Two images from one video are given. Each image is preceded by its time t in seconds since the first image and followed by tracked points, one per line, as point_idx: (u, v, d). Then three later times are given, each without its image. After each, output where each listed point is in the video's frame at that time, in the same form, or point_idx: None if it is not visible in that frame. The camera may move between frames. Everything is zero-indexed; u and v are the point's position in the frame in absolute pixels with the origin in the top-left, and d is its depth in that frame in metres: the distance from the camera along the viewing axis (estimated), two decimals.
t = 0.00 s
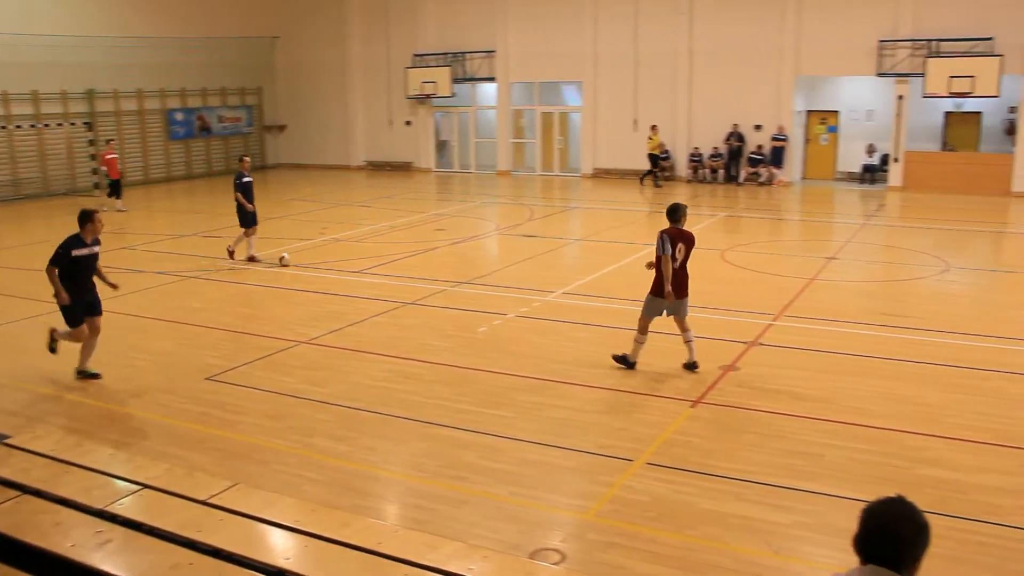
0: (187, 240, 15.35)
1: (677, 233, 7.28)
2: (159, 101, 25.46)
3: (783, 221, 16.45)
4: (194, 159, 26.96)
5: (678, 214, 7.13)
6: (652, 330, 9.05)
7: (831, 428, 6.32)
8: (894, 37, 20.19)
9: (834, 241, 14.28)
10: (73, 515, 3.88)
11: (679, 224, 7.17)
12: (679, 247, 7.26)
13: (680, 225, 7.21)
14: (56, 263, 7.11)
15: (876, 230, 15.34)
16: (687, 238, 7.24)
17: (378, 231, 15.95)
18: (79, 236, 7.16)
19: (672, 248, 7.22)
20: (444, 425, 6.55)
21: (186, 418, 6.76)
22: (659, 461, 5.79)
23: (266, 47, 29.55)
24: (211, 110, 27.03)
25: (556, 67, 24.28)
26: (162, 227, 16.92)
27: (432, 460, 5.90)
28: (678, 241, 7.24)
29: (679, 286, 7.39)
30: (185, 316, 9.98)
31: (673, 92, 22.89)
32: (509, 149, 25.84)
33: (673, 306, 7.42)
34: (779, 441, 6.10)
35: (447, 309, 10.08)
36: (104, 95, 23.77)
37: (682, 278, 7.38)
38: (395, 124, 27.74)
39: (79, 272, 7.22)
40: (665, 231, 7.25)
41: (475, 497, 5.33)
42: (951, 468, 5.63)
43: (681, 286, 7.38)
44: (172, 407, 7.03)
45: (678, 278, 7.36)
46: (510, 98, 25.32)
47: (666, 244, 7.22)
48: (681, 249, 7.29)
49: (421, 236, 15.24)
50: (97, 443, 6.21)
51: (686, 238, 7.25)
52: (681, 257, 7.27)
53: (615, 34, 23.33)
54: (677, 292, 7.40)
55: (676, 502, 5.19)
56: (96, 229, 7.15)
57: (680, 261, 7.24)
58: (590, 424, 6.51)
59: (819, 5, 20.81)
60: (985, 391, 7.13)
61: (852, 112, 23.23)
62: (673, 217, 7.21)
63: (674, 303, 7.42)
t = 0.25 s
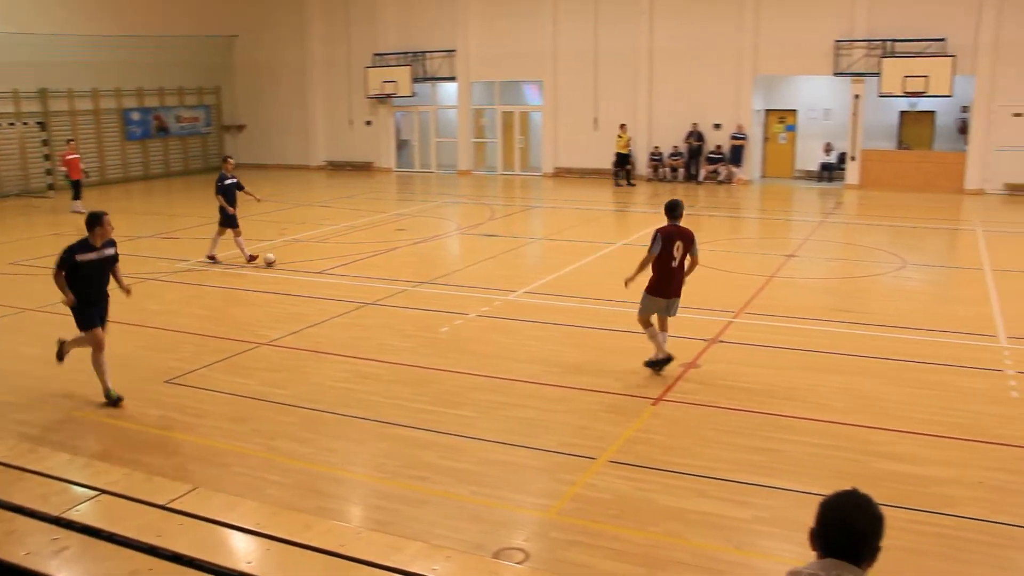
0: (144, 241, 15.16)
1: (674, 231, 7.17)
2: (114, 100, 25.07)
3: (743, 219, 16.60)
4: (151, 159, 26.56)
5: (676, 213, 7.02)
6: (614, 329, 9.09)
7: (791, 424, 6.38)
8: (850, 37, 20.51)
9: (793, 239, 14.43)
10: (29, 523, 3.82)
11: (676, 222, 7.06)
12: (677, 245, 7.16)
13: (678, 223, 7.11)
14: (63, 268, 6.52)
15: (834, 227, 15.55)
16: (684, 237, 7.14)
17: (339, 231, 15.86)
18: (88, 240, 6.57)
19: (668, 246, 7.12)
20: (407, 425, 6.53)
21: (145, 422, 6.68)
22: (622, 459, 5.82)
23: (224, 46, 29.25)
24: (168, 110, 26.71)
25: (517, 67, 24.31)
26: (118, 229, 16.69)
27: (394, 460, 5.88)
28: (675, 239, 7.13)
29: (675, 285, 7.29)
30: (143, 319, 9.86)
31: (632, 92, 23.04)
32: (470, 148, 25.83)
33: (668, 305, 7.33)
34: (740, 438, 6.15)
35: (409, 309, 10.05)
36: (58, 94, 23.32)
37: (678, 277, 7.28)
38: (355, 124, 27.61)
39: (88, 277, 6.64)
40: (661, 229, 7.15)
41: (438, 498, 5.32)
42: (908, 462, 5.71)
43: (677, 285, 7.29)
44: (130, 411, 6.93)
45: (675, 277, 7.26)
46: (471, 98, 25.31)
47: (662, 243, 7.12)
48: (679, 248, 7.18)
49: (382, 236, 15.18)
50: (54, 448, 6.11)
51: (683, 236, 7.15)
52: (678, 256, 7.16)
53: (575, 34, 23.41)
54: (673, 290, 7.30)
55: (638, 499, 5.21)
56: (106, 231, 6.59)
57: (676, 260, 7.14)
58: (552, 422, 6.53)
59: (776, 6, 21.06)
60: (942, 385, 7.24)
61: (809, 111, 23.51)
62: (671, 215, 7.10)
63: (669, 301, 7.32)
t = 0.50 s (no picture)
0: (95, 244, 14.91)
1: (667, 235, 7.07)
2: (64, 100, 24.24)
3: (698, 218, 16.74)
4: (103, 160, 25.61)
5: (670, 217, 6.92)
6: (571, 327, 9.12)
7: (746, 420, 6.45)
8: (803, 37, 20.77)
9: (748, 237, 14.59)
10: None
11: (671, 226, 6.95)
12: (671, 250, 7.05)
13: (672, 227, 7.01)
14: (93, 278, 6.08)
15: (789, 225, 15.73)
16: (679, 240, 7.04)
17: (294, 232, 15.73)
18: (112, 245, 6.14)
19: (663, 250, 7.02)
20: (364, 426, 6.50)
21: (97, 427, 6.58)
22: (580, 457, 5.84)
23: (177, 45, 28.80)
24: (120, 110, 25.93)
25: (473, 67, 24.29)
26: (68, 232, 16.40)
27: (352, 462, 5.85)
28: (670, 244, 7.03)
29: (670, 290, 7.17)
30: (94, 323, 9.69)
31: (589, 92, 23.11)
32: (427, 148, 25.76)
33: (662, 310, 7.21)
34: (696, 434, 6.21)
35: (366, 310, 10.01)
36: (3, 94, 22.22)
37: (673, 282, 7.16)
38: (311, 124, 27.39)
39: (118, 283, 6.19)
40: (655, 232, 7.04)
41: (397, 498, 5.30)
42: (860, 455, 5.80)
43: (672, 290, 7.17)
44: (82, 416, 6.82)
45: (670, 281, 7.15)
46: (427, 97, 25.23)
47: (657, 247, 7.00)
48: (673, 253, 7.07)
49: (337, 237, 15.08)
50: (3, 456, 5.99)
51: (677, 240, 7.05)
52: (673, 261, 7.06)
53: (531, 34, 23.44)
54: (668, 296, 7.18)
55: (597, 497, 5.24)
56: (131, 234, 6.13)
57: (672, 265, 7.03)
58: (510, 421, 6.54)
59: (731, 6, 21.25)
60: (892, 379, 7.36)
61: (764, 110, 23.76)
62: (665, 219, 7.00)
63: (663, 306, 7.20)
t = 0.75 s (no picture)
0: (46, 246, 14.67)
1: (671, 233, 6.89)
2: (11, 100, 23.86)
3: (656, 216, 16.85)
4: (54, 162, 25.26)
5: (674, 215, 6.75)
6: (530, 326, 9.13)
7: (704, 417, 6.50)
8: (757, 37, 21.00)
9: (705, 235, 14.71)
10: None
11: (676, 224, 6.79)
12: (677, 248, 6.89)
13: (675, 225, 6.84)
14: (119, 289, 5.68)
15: (746, 223, 15.89)
16: (683, 237, 6.88)
17: (250, 233, 15.60)
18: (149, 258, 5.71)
19: (670, 251, 6.84)
20: (323, 428, 6.46)
21: (50, 433, 6.46)
22: (540, 456, 5.85)
23: (128, 44, 28.43)
24: (71, 110, 25.59)
25: (430, 66, 24.25)
26: (19, 234, 16.12)
27: (311, 464, 5.81)
28: (675, 243, 6.86)
29: (677, 286, 7.04)
30: (46, 327, 9.54)
31: (546, 92, 23.17)
32: (384, 148, 25.67)
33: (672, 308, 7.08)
34: (656, 431, 6.25)
35: (324, 311, 9.94)
36: None
37: (680, 279, 7.03)
38: (266, 123, 27.16)
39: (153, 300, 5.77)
40: (659, 233, 6.85)
41: (357, 500, 5.28)
42: (816, 450, 5.87)
43: (680, 286, 7.03)
44: (34, 422, 6.70)
45: (676, 279, 7.00)
46: (383, 97, 25.14)
47: (663, 248, 6.83)
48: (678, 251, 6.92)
49: (295, 238, 14.97)
50: None
51: (681, 237, 6.89)
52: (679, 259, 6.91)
53: (487, 34, 23.45)
54: (676, 293, 7.05)
55: (558, 495, 5.25)
56: (169, 251, 5.68)
57: (680, 263, 6.89)
58: (469, 421, 6.53)
59: (686, 7, 21.42)
60: (847, 375, 7.46)
61: (719, 109, 23.97)
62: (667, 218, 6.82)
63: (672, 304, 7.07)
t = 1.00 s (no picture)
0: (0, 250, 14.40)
1: (667, 232, 6.87)
2: None
3: (617, 216, 16.92)
4: (8, 163, 24.38)
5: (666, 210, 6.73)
6: (493, 326, 9.13)
7: (667, 415, 6.54)
8: (717, 37, 21.16)
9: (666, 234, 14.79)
10: None
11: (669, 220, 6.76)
12: (674, 245, 6.84)
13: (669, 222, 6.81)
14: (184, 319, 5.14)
15: (706, 221, 16.01)
16: (678, 234, 6.83)
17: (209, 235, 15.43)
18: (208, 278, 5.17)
19: (663, 247, 6.81)
20: (286, 430, 6.41)
21: (5, 440, 6.34)
22: (504, 455, 5.85)
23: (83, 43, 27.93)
24: (25, 110, 24.85)
25: (391, 66, 24.16)
26: None
27: (274, 467, 5.77)
28: (670, 239, 6.82)
29: (681, 285, 6.93)
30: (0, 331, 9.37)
31: (508, 92, 23.17)
32: (345, 148, 25.52)
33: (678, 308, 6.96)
34: (619, 429, 6.27)
35: (285, 313, 9.87)
36: None
37: (683, 278, 6.93)
38: (226, 124, 26.89)
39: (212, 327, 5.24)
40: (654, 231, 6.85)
41: (321, 502, 5.25)
42: (778, 446, 5.93)
43: (683, 285, 6.93)
44: None
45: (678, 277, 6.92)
46: (344, 96, 24.99)
47: (658, 245, 6.81)
48: (677, 248, 6.86)
49: (255, 239, 14.85)
50: None
51: (677, 234, 6.84)
52: (678, 256, 6.84)
53: (449, 33, 23.40)
54: (681, 292, 6.94)
55: (523, 495, 5.26)
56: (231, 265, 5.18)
57: (677, 259, 6.81)
58: (433, 422, 6.52)
59: (646, 7, 21.52)
60: (807, 371, 7.55)
61: (680, 108, 24.11)
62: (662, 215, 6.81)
63: (678, 304, 6.95)
